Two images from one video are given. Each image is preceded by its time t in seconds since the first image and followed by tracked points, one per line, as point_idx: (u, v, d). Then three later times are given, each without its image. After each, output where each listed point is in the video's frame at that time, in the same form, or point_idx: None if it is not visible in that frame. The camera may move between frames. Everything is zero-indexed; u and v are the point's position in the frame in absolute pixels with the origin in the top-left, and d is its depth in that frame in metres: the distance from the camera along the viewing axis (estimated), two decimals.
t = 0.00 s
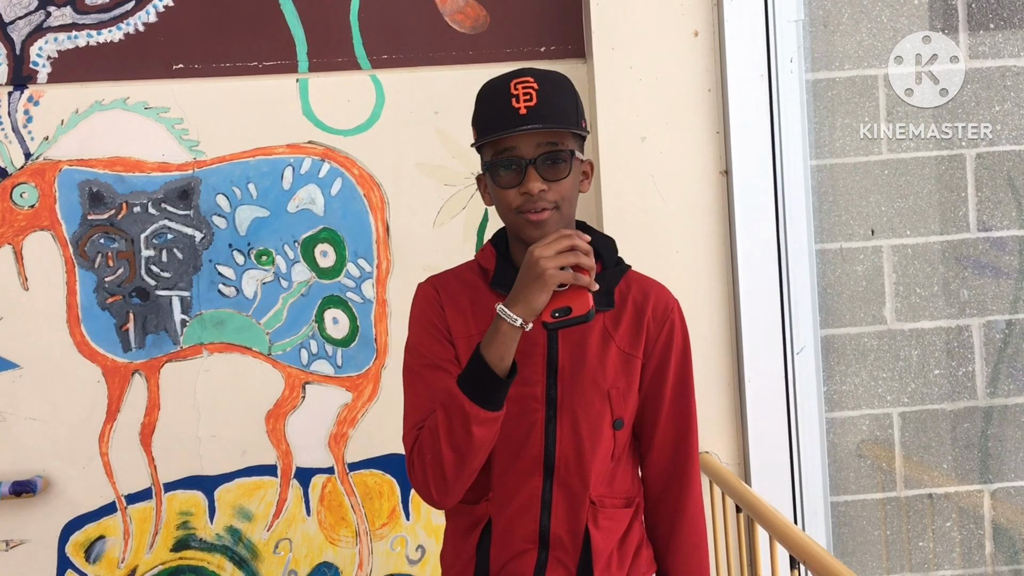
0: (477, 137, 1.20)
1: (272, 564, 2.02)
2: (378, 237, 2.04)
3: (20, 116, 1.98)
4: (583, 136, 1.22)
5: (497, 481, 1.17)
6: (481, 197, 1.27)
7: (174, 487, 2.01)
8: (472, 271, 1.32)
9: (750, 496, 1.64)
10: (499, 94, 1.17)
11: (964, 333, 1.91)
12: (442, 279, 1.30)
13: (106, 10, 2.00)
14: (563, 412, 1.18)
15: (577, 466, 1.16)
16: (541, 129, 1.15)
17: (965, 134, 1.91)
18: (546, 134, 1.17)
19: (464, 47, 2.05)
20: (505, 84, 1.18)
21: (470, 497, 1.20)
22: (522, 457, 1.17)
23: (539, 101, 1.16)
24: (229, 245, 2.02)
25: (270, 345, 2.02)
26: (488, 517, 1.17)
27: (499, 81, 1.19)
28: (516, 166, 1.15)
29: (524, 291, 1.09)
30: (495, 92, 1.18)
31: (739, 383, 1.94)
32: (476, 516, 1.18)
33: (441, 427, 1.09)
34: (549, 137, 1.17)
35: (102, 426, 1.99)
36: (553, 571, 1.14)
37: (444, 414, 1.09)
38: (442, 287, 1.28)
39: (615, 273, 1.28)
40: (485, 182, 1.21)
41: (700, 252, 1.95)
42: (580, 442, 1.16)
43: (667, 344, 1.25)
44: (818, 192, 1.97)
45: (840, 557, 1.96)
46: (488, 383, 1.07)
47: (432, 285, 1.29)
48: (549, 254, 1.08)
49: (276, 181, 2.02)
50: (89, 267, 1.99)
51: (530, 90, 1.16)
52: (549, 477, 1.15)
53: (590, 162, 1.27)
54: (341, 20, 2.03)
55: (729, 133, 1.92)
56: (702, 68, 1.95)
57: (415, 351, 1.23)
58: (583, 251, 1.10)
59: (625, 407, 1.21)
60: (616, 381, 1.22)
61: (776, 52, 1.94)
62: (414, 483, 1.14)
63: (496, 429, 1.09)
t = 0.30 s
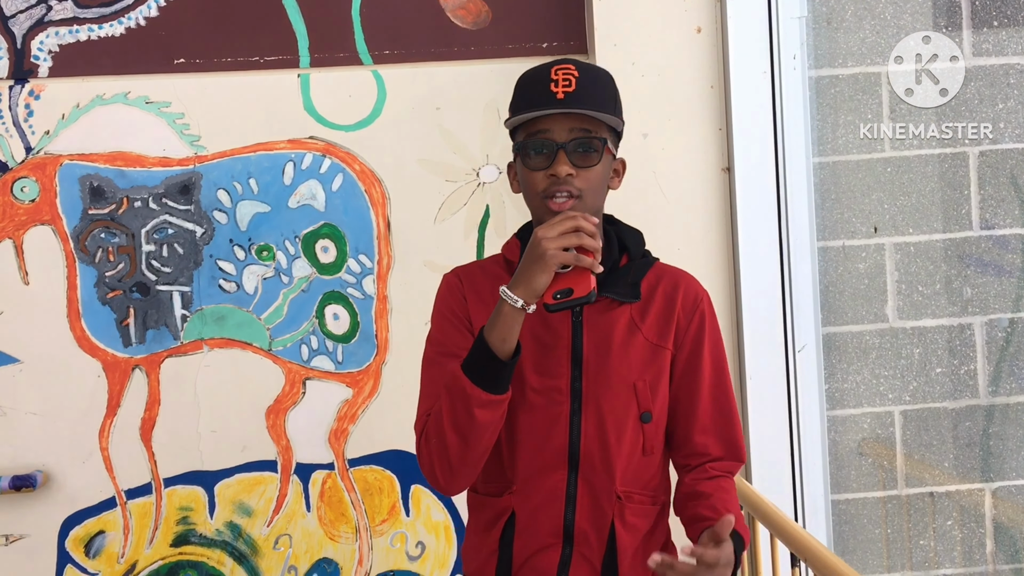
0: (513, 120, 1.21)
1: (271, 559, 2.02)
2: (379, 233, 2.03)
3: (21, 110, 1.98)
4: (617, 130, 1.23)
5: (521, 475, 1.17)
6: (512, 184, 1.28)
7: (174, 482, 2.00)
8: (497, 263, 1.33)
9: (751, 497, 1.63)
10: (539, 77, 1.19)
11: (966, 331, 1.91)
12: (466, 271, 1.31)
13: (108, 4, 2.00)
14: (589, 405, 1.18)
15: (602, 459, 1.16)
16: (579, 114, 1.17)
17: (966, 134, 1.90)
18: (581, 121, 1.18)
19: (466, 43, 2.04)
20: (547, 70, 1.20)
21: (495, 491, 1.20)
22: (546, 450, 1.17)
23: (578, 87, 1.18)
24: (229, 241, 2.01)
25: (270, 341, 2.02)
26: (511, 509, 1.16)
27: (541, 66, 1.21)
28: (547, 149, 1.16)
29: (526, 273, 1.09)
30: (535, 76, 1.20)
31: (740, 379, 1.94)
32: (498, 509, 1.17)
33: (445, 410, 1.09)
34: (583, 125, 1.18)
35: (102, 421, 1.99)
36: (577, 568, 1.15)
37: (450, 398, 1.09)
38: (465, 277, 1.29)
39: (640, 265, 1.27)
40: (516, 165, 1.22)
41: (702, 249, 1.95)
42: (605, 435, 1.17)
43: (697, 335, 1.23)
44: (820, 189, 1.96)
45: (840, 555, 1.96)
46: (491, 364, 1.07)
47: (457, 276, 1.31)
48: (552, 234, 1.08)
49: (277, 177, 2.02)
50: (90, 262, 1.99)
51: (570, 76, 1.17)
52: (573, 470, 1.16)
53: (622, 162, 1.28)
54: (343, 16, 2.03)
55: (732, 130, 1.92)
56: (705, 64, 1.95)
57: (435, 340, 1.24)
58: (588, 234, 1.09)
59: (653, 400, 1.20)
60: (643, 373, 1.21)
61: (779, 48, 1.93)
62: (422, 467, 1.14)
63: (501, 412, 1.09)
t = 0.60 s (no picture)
0: (531, 121, 1.22)
1: (274, 555, 2.02)
2: (382, 228, 2.03)
3: (23, 105, 1.97)
4: (637, 126, 1.23)
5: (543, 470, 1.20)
6: (533, 183, 1.29)
7: (176, 478, 2.00)
8: (518, 260, 1.33)
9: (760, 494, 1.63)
10: (556, 77, 1.18)
11: (970, 328, 1.89)
12: (488, 269, 1.32)
13: None
14: (609, 402, 1.20)
15: (621, 457, 1.18)
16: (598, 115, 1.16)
17: (965, 133, 1.88)
18: (601, 120, 1.18)
19: (470, 38, 2.04)
20: (563, 69, 1.19)
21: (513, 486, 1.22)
22: (566, 446, 1.19)
23: (596, 85, 1.17)
24: (232, 236, 2.01)
25: (273, 336, 2.01)
26: (531, 504, 1.19)
27: (558, 64, 1.20)
28: (568, 150, 1.17)
29: (579, 293, 1.08)
30: (551, 75, 1.19)
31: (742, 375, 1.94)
32: (518, 503, 1.20)
33: (490, 425, 1.09)
34: (603, 124, 1.18)
35: (105, 416, 1.99)
36: (591, 563, 1.18)
37: (493, 410, 1.10)
38: (487, 276, 1.30)
39: (663, 263, 1.28)
40: (537, 166, 1.23)
41: (705, 245, 1.94)
42: (625, 433, 1.18)
43: (717, 335, 1.24)
44: (824, 185, 1.96)
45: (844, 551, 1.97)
46: (540, 383, 1.07)
47: (479, 275, 1.31)
48: (606, 254, 1.06)
49: (280, 172, 2.01)
50: (93, 257, 1.99)
51: (587, 75, 1.17)
52: (591, 467, 1.18)
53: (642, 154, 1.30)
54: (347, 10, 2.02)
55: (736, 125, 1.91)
56: (709, 60, 1.94)
57: (462, 341, 1.25)
58: (641, 253, 1.08)
59: (672, 400, 1.21)
60: (662, 372, 1.22)
61: (785, 44, 1.93)
62: (462, 477, 1.15)
63: (546, 427, 1.09)
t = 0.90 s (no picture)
0: (537, 115, 1.21)
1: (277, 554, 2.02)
2: (384, 227, 2.03)
3: (24, 104, 1.97)
4: (642, 127, 1.22)
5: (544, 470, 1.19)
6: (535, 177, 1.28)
7: (178, 477, 2.00)
8: (519, 259, 1.33)
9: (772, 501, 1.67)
10: (563, 73, 1.18)
11: (974, 325, 1.85)
12: (488, 269, 1.31)
13: None
14: (611, 404, 1.19)
15: (623, 457, 1.17)
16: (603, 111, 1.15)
17: (965, 134, 1.84)
18: (606, 119, 1.17)
19: (471, 36, 2.03)
20: (570, 64, 1.19)
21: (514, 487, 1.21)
22: (568, 447, 1.18)
23: (602, 82, 1.17)
24: (234, 235, 2.01)
25: (275, 336, 2.01)
26: (532, 505, 1.18)
27: (564, 61, 1.20)
28: (571, 147, 1.16)
29: (572, 282, 1.08)
30: (558, 71, 1.19)
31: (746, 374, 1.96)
32: (520, 505, 1.19)
33: (499, 423, 1.09)
34: (608, 122, 1.17)
35: (107, 416, 1.99)
36: (592, 565, 1.19)
37: (502, 410, 1.10)
38: (488, 276, 1.29)
39: (665, 262, 1.27)
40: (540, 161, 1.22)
41: (708, 243, 1.95)
42: (627, 434, 1.17)
43: (720, 336, 1.24)
44: (827, 183, 1.98)
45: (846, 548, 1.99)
46: (544, 376, 1.07)
47: (479, 275, 1.30)
48: (595, 240, 1.07)
49: (282, 171, 2.01)
50: (94, 256, 1.98)
51: (594, 72, 1.17)
52: (593, 467, 1.17)
53: (648, 154, 1.28)
54: (348, 9, 2.02)
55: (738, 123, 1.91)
56: (711, 57, 1.93)
57: (467, 344, 1.24)
58: (629, 235, 1.08)
59: (674, 400, 1.21)
60: (665, 373, 1.21)
61: (788, 42, 1.95)
62: (474, 480, 1.15)
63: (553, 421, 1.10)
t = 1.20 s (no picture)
0: (522, 119, 1.19)
1: (279, 554, 2.02)
2: (386, 227, 2.02)
3: (26, 105, 1.97)
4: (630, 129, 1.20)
5: (535, 473, 1.18)
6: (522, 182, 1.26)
7: (181, 477, 2.00)
8: (505, 260, 1.31)
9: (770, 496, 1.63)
10: (550, 76, 1.16)
11: (976, 325, 1.88)
12: (475, 271, 1.29)
13: None
14: (601, 406, 1.19)
15: (614, 458, 1.17)
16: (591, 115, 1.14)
17: (965, 133, 1.87)
18: (595, 122, 1.15)
19: (472, 35, 2.03)
20: (558, 66, 1.17)
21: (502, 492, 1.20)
22: (557, 449, 1.17)
23: (590, 86, 1.15)
24: (236, 235, 2.01)
25: (277, 336, 2.01)
26: (523, 509, 1.18)
27: (551, 63, 1.18)
28: (560, 151, 1.14)
29: (564, 290, 1.07)
30: (545, 74, 1.17)
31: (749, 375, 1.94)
32: (511, 508, 1.19)
33: (484, 428, 1.08)
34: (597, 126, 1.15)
35: (109, 416, 1.99)
36: (586, 567, 1.18)
37: (487, 413, 1.08)
38: (475, 277, 1.27)
39: (651, 261, 1.27)
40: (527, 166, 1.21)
41: (710, 242, 1.94)
42: (617, 434, 1.17)
43: (707, 336, 1.23)
44: (829, 181, 1.96)
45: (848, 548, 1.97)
46: (532, 382, 1.06)
47: (466, 277, 1.29)
48: (587, 248, 1.06)
49: (283, 171, 2.01)
50: (96, 257, 1.98)
51: (581, 75, 1.15)
52: (585, 469, 1.17)
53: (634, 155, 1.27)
54: (349, 9, 2.01)
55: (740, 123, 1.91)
56: (712, 56, 1.93)
57: (452, 345, 1.23)
58: (620, 243, 1.07)
59: (663, 401, 1.21)
60: (653, 372, 1.22)
61: (788, 40, 1.93)
62: (459, 483, 1.14)
63: (539, 426, 1.09)
